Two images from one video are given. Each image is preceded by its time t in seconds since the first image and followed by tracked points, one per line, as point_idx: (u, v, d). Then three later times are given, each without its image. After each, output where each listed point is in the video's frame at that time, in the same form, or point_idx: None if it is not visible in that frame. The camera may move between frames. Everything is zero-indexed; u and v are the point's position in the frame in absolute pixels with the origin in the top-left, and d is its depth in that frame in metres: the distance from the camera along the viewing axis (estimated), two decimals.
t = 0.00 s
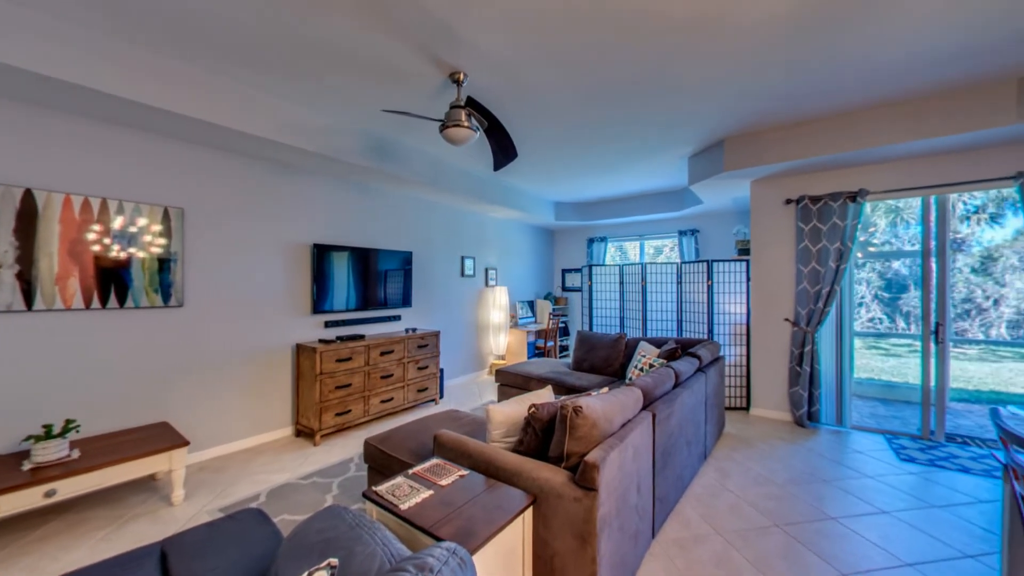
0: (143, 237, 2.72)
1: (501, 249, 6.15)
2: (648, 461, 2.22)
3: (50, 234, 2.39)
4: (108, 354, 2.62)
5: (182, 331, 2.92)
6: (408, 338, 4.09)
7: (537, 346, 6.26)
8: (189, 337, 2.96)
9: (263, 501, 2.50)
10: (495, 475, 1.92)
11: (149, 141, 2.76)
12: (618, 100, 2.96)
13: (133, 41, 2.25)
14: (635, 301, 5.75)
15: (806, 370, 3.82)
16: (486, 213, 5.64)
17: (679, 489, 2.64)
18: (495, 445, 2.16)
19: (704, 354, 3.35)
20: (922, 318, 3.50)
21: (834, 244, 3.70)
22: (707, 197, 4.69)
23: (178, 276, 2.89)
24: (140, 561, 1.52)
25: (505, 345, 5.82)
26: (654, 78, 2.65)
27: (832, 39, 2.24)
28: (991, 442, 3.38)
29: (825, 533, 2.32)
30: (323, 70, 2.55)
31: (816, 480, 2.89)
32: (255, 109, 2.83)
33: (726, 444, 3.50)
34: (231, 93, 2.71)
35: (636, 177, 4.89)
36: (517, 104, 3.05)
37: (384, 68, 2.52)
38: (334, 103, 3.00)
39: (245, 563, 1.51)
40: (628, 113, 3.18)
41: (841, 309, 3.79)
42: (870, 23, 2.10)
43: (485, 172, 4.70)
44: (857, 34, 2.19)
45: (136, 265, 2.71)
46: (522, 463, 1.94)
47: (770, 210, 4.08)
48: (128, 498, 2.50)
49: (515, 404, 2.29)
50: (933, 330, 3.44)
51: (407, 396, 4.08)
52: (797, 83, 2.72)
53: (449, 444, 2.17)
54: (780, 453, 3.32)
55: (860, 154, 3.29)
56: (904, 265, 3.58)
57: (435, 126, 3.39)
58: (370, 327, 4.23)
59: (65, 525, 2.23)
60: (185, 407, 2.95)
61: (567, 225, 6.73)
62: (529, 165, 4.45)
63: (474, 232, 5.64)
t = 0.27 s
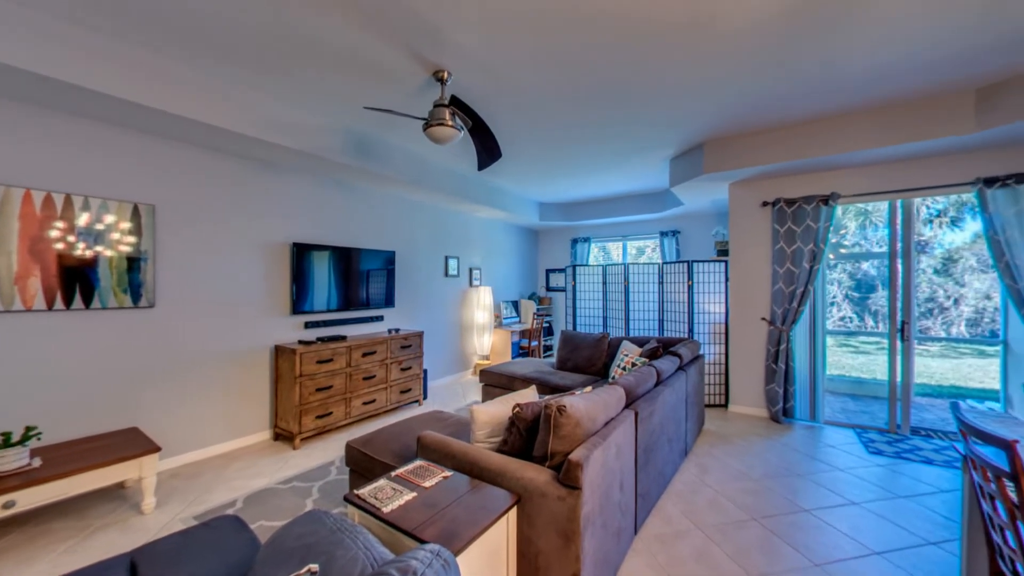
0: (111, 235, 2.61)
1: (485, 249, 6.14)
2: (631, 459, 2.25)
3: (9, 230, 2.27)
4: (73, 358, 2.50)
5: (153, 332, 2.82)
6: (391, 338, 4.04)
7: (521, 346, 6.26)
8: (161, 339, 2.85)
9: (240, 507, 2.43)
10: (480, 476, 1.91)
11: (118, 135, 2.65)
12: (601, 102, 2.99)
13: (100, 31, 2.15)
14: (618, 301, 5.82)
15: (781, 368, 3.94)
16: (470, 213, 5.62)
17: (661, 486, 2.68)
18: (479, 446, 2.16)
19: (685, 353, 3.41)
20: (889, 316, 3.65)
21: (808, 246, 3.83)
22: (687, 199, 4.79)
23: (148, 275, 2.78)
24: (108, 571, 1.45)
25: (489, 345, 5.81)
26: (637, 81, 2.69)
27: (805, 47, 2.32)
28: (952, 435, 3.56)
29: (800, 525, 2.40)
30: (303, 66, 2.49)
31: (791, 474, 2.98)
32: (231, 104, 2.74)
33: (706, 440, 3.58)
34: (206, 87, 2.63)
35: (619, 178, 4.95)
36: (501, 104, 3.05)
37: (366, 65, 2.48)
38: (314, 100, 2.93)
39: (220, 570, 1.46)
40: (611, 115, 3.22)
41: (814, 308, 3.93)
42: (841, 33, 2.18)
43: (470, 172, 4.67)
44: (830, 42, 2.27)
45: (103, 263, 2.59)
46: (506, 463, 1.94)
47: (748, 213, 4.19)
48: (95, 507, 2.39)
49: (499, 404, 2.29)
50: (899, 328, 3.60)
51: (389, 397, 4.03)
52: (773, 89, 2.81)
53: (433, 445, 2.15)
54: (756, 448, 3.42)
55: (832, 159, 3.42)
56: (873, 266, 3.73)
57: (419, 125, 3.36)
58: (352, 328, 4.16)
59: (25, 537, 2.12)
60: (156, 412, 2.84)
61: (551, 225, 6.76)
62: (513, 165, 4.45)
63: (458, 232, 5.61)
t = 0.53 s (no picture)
0: (75, 232, 2.49)
1: (470, 249, 6.11)
2: (613, 457, 2.28)
3: None
4: (33, 362, 2.38)
5: (122, 335, 2.70)
6: (373, 339, 3.98)
7: (505, 346, 6.26)
8: (130, 341, 2.74)
9: (215, 514, 2.35)
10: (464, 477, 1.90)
11: (83, 128, 2.52)
12: (585, 103, 3.01)
13: (64, 19, 2.04)
14: (601, 300, 5.88)
15: (758, 365, 4.05)
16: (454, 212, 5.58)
17: (643, 483, 2.73)
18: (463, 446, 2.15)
19: (666, 352, 3.48)
20: (859, 315, 3.79)
21: (783, 247, 3.95)
22: (669, 200, 4.88)
23: (117, 274, 2.66)
24: None
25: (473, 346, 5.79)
26: (620, 83, 2.72)
27: (782, 56, 2.39)
28: (916, 428, 3.74)
29: (775, 518, 2.48)
30: (282, 61, 2.42)
31: (767, 469, 3.07)
32: (207, 98, 2.65)
33: (686, 437, 3.66)
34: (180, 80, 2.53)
35: (602, 179, 5.00)
36: (485, 104, 3.04)
37: (348, 61, 2.44)
38: (294, 96, 2.86)
39: None
40: (594, 117, 3.25)
41: (789, 307, 4.05)
42: (816, 43, 2.26)
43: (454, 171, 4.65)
44: (804, 51, 2.35)
45: (67, 262, 2.47)
46: (491, 463, 1.93)
47: (726, 214, 4.29)
48: (58, 518, 2.28)
49: (483, 405, 2.28)
50: (868, 327, 3.74)
51: (372, 399, 3.97)
52: (751, 95, 2.88)
53: (417, 447, 2.12)
54: (734, 444, 3.51)
55: (806, 163, 3.53)
56: (844, 267, 3.87)
57: (402, 123, 3.31)
58: (333, 329, 4.08)
59: None
60: (126, 418, 2.73)
61: (535, 225, 6.78)
62: (498, 165, 4.44)
63: (441, 232, 5.56)
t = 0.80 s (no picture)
0: (36, 229, 2.36)
1: (454, 249, 6.08)
2: (597, 455, 2.30)
3: None
4: None
5: (87, 336, 2.58)
6: (355, 340, 3.92)
7: (490, 346, 6.25)
8: (96, 344, 2.61)
9: (189, 522, 2.27)
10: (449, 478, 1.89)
11: (45, 120, 2.40)
12: (569, 105, 3.04)
13: (25, 5, 1.94)
14: (584, 300, 5.93)
15: (736, 363, 4.15)
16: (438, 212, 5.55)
17: (626, 480, 2.76)
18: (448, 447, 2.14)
19: (648, 351, 3.53)
20: (830, 314, 3.93)
21: (760, 248, 4.07)
22: (651, 202, 4.96)
23: (82, 274, 2.54)
24: None
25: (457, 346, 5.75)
26: (603, 85, 2.75)
27: (757, 62, 2.46)
28: (884, 422, 3.91)
29: (753, 512, 2.55)
30: (260, 54, 2.36)
31: (745, 464, 3.16)
32: (180, 91, 2.55)
33: (667, 435, 3.72)
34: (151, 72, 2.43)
35: (586, 180, 5.04)
36: (469, 103, 3.03)
37: (329, 56, 2.39)
38: (272, 90, 2.79)
39: None
40: (578, 118, 3.28)
41: (765, 307, 4.16)
42: (791, 50, 2.33)
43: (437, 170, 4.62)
44: (779, 59, 2.43)
45: (27, 261, 2.34)
46: (475, 464, 1.93)
47: (706, 216, 4.39)
48: (18, 531, 2.16)
49: (468, 405, 2.27)
50: (839, 326, 3.86)
51: (354, 401, 3.90)
52: (730, 100, 2.95)
53: (400, 449, 2.10)
54: (714, 441, 3.59)
55: (782, 167, 3.64)
56: (817, 268, 4.00)
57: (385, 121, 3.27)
58: (313, 330, 3.99)
59: None
60: (92, 424, 2.60)
61: (519, 225, 6.79)
62: (482, 164, 4.43)
63: (425, 231, 5.51)
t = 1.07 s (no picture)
0: None
1: (437, 248, 6.03)
2: (580, 454, 2.32)
3: None
4: None
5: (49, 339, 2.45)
6: (336, 341, 3.84)
7: (473, 346, 6.22)
8: (59, 347, 2.49)
9: (160, 532, 2.18)
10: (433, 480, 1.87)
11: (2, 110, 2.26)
12: (553, 105, 3.05)
13: None
14: (568, 300, 5.97)
15: (715, 362, 4.25)
16: (422, 211, 5.49)
17: (609, 478, 2.79)
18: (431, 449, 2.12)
19: (631, 350, 3.58)
20: (804, 313, 4.05)
21: (738, 249, 4.17)
22: (633, 203, 5.02)
23: (43, 273, 2.41)
24: None
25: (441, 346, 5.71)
26: (587, 87, 2.77)
27: (736, 68, 2.52)
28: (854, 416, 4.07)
29: (731, 506, 2.61)
30: (237, 48, 2.29)
31: (724, 460, 3.23)
32: (151, 84, 2.45)
33: (649, 432, 3.78)
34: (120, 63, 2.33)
35: (569, 181, 5.07)
36: (453, 103, 3.01)
37: (309, 51, 2.33)
38: (249, 85, 2.70)
39: None
40: (562, 119, 3.30)
41: (743, 307, 4.27)
42: (769, 57, 2.40)
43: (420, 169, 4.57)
44: (757, 65, 2.49)
45: None
46: (459, 465, 1.91)
47: (687, 217, 4.48)
48: None
49: (452, 406, 2.26)
50: (813, 325, 3.98)
51: (335, 403, 3.83)
52: (710, 104, 3.02)
53: (383, 451, 2.07)
54: (694, 438, 3.67)
55: (759, 170, 3.75)
56: (792, 268, 4.13)
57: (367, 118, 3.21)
58: (292, 331, 3.90)
59: None
60: (54, 431, 2.47)
61: (503, 225, 6.79)
62: (466, 163, 4.41)
63: (408, 230, 5.45)
